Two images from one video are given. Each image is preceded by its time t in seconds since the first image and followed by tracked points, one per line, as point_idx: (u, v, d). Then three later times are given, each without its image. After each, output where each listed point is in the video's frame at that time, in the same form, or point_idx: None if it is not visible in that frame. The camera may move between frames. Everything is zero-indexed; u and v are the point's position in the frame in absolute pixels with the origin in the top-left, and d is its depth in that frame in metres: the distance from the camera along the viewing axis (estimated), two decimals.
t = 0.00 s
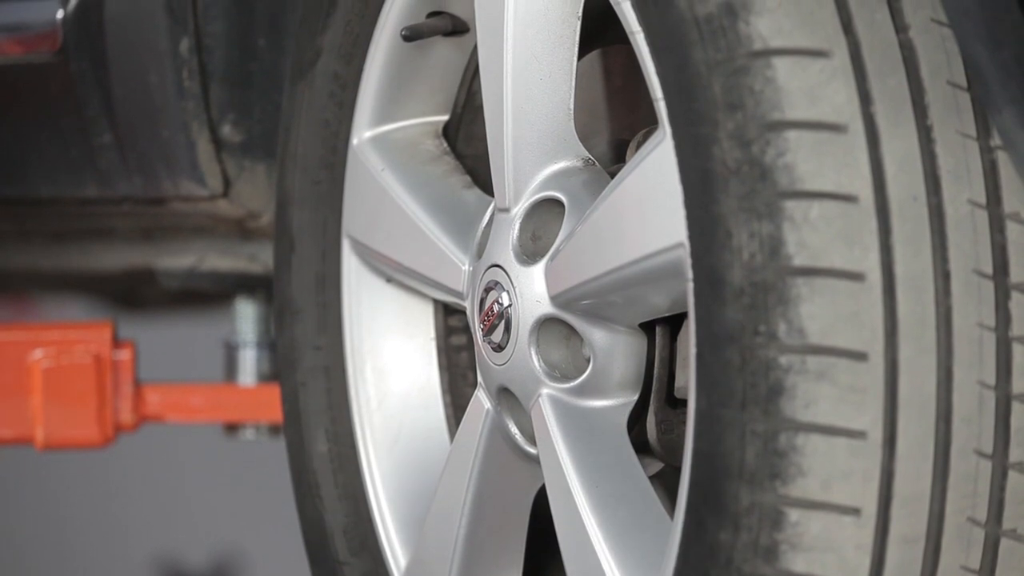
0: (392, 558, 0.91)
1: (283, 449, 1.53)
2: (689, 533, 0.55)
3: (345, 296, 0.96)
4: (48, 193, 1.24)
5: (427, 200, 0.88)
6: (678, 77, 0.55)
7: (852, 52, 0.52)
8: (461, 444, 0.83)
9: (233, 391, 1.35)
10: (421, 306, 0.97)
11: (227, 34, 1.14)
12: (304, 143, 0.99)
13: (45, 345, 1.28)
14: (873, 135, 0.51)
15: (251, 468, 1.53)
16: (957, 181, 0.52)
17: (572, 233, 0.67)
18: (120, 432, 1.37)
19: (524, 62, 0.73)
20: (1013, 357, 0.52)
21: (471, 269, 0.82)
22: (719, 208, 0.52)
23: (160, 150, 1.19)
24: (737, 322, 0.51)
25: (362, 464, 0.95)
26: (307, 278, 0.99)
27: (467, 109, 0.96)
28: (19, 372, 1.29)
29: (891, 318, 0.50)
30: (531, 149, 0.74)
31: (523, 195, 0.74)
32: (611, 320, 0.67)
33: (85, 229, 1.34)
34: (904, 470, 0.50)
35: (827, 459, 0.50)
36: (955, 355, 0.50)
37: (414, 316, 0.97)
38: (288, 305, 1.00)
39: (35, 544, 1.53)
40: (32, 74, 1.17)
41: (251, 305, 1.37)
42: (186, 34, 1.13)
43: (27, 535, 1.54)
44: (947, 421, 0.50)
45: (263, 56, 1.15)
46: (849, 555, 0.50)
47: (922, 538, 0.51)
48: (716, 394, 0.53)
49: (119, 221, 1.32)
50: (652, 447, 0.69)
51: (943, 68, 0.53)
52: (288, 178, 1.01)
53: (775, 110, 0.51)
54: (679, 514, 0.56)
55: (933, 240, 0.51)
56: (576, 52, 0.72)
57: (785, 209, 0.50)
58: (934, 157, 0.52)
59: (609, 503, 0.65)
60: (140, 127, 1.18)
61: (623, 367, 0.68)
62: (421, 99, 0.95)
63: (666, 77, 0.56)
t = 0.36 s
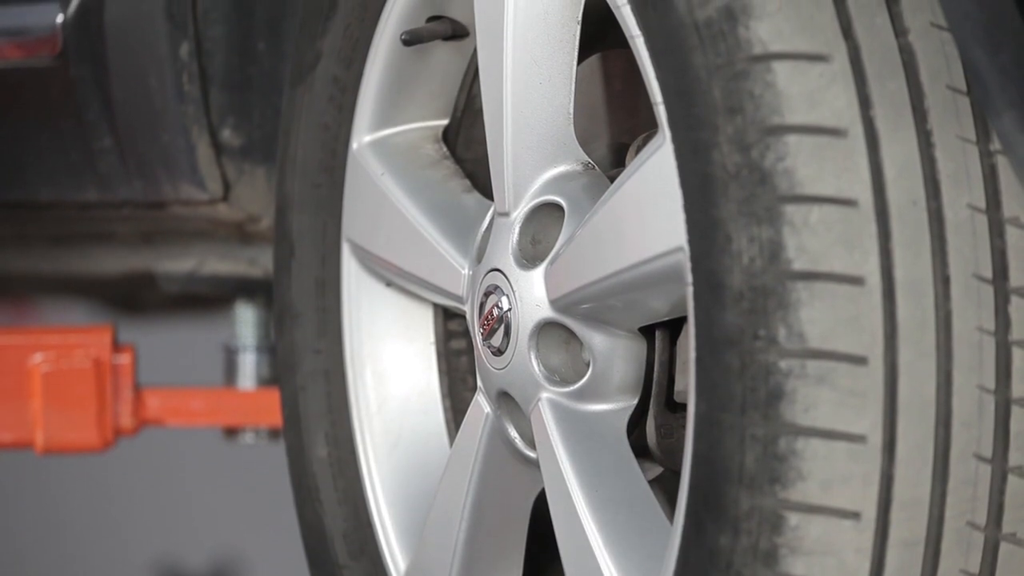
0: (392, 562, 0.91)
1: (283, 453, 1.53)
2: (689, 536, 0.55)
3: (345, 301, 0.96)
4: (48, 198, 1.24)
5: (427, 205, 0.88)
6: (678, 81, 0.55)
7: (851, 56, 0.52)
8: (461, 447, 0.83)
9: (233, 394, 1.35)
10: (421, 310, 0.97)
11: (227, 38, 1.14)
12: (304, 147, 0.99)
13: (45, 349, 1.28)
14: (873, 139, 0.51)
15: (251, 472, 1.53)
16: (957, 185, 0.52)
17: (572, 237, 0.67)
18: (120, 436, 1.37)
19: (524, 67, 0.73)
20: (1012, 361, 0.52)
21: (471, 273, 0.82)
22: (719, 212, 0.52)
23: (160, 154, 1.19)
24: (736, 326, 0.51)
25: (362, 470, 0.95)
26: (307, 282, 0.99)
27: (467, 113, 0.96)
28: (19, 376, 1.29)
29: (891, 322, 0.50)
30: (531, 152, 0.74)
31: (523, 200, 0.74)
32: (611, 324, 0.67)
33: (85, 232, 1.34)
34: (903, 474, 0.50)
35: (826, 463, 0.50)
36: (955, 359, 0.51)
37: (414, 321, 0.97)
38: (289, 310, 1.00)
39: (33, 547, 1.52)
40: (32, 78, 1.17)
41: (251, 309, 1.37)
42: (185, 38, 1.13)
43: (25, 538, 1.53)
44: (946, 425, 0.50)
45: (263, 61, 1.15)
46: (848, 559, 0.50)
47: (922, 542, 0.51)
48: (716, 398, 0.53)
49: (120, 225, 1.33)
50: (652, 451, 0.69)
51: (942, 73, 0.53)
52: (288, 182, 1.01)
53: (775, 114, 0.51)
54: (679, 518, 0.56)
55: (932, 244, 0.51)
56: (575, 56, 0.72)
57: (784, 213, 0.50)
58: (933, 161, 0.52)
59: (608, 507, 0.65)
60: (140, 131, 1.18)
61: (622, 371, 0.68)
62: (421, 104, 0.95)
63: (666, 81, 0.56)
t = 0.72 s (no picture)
0: (392, 563, 0.91)
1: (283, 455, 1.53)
2: (690, 538, 0.55)
3: (346, 302, 0.96)
4: (48, 200, 1.24)
5: (428, 207, 0.88)
6: (679, 83, 0.55)
7: (853, 58, 0.52)
8: (463, 449, 0.82)
9: (233, 396, 1.35)
10: (422, 312, 0.97)
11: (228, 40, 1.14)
12: (305, 149, 0.99)
13: (45, 351, 1.28)
14: (874, 142, 0.51)
15: (251, 473, 1.53)
16: (959, 187, 0.52)
17: (573, 239, 0.67)
18: (120, 438, 1.37)
19: (526, 69, 0.73)
20: (1013, 364, 0.52)
21: (472, 274, 0.82)
22: (721, 214, 0.52)
23: (161, 156, 1.19)
24: (738, 328, 0.51)
25: (362, 472, 0.95)
26: (308, 284, 0.99)
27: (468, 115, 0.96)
28: (19, 378, 1.29)
29: (892, 324, 0.50)
30: (532, 154, 0.74)
31: (524, 201, 0.74)
32: (612, 326, 0.67)
33: (86, 235, 1.34)
34: (904, 476, 0.50)
35: (828, 465, 0.50)
36: (956, 362, 0.51)
37: (415, 323, 0.97)
38: (289, 312, 1.00)
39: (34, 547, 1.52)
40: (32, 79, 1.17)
41: (251, 311, 1.38)
42: (186, 40, 1.13)
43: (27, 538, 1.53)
44: (947, 427, 0.50)
45: (263, 62, 1.15)
46: (849, 561, 0.50)
47: (923, 544, 0.51)
48: (717, 400, 0.53)
49: (120, 227, 1.33)
50: (653, 453, 0.69)
51: (944, 75, 0.53)
52: (289, 183, 1.01)
53: (776, 116, 0.51)
54: (680, 520, 0.56)
55: (934, 246, 0.51)
56: (577, 58, 0.72)
57: (786, 215, 0.50)
58: (934, 163, 0.52)
59: (609, 509, 0.65)
60: (141, 133, 1.17)
61: (624, 373, 0.68)
62: (422, 106, 0.95)
63: (668, 83, 0.56)
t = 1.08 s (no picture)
0: (393, 562, 0.91)
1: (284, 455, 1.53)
2: (691, 537, 0.55)
3: (347, 301, 0.96)
4: (49, 199, 1.24)
5: (429, 205, 0.88)
6: (680, 82, 0.55)
7: (854, 57, 0.52)
8: (465, 448, 0.82)
9: (234, 395, 1.35)
10: (423, 311, 0.97)
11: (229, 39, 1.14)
12: (306, 148, 0.99)
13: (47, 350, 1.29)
14: (875, 140, 0.51)
15: (252, 473, 1.53)
16: (960, 186, 0.52)
17: (574, 238, 0.67)
18: (120, 438, 1.37)
19: (527, 68, 0.73)
20: (1015, 363, 0.52)
21: (472, 273, 0.82)
22: (722, 213, 0.52)
23: (161, 155, 1.19)
24: (739, 327, 0.51)
25: (364, 471, 0.95)
26: (309, 284, 0.99)
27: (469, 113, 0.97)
28: (19, 378, 1.29)
29: (893, 323, 0.50)
30: (533, 153, 0.74)
31: (525, 200, 0.74)
32: (612, 325, 0.67)
33: (87, 234, 1.34)
34: (905, 476, 0.50)
35: (829, 464, 0.50)
36: (957, 361, 0.51)
37: (416, 322, 0.97)
38: (290, 311, 1.00)
39: (34, 547, 1.53)
40: (31, 79, 1.17)
41: (252, 310, 1.37)
42: (187, 40, 1.13)
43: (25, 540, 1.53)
44: (949, 426, 0.50)
45: (264, 61, 1.15)
46: (850, 560, 0.50)
47: (925, 543, 0.51)
48: (718, 399, 0.53)
49: (121, 226, 1.32)
50: (654, 452, 0.69)
51: (945, 74, 0.53)
52: (289, 183, 1.01)
53: (777, 115, 0.51)
54: (681, 520, 0.56)
55: (935, 245, 0.51)
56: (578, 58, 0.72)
57: (787, 214, 0.50)
58: (936, 162, 0.52)
59: (610, 509, 0.65)
60: (142, 132, 1.17)
61: (624, 372, 0.68)
62: (422, 105, 0.95)
63: (669, 82, 0.56)
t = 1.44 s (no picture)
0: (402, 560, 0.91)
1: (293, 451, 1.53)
2: (700, 533, 0.55)
3: (354, 297, 0.96)
4: (58, 195, 1.24)
5: (437, 201, 0.88)
6: (688, 77, 0.55)
7: (863, 52, 0.52)
8: (474, 443, 0.83)
9: (241, 391, 1.36)
10: (431, 307, 0.97)
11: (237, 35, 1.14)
12: (314, 143, 0.99)
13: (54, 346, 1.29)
14: (884, 136, 0.51)
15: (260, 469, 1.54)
16: (970, 181, 0.52)
17: (583, 234, 0.67)
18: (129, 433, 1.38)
19: (535, 64, 0.73)
20: None
21: (481, 269, 0.82)
22: (731, 209, 0.52)
23: (169, 152, 1.19)
24: (747, 323, 0.51)
25: (372, 466, 0.95)
26: (317, 280, 1.00)
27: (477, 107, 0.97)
28: (27, 373, 1.30)
29: (902, 319, 0.50)
30: (542, 149, 0.74)
31: (534, 196, 0.74)
32: (620, 320, 0.67)
33: (95, 230, 1.35)
34: (914, 472, 0.50)
35: (837, 461, 0.50)
36: (966, 357, 0.50)
37: (424, 318, 0.97)
38: (299, 307, 1.01)
39: (22, 549, 1.54)
40: (38, 74, 1.16)
41: (261, 306, 1.38)
42: (195, 35, 1.13)
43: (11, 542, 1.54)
44: (958, 423, 0.50)
45: (272, 58, 1.16)
46: (859, 557, 0.50)
47: (934, 540, 0.51)
48: (727, 395, 0.52)
49: (129, 222, 1.33)
50: (662, 449, 0.69)
51: (955, 70, 0.53)
52: (297, 178, 1.02)
53: (786, 111, 0.51)
54: (689, 515, 0.56)
55: (944, 241, 0.51)
56: (586, 54, 0.72)
57: (795, 210, 0.50)
58: (945, 157, 0.51)
59: (619, 506, 0.65)
60: (149, 128, 1.17)
61: (632, 369, 0.68)
62: (430, 101, 0.95)
63: (678, 77, 0.56)
